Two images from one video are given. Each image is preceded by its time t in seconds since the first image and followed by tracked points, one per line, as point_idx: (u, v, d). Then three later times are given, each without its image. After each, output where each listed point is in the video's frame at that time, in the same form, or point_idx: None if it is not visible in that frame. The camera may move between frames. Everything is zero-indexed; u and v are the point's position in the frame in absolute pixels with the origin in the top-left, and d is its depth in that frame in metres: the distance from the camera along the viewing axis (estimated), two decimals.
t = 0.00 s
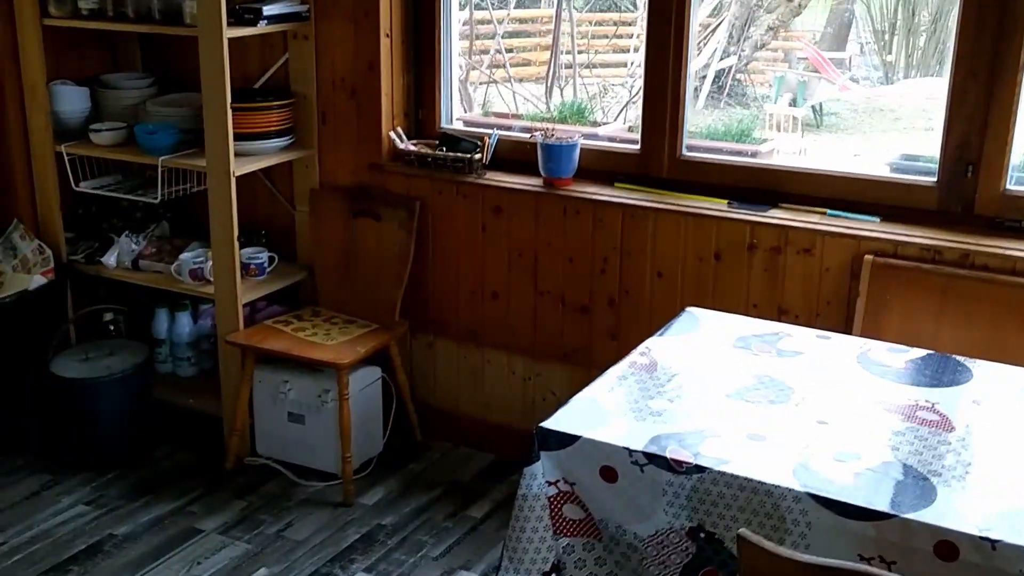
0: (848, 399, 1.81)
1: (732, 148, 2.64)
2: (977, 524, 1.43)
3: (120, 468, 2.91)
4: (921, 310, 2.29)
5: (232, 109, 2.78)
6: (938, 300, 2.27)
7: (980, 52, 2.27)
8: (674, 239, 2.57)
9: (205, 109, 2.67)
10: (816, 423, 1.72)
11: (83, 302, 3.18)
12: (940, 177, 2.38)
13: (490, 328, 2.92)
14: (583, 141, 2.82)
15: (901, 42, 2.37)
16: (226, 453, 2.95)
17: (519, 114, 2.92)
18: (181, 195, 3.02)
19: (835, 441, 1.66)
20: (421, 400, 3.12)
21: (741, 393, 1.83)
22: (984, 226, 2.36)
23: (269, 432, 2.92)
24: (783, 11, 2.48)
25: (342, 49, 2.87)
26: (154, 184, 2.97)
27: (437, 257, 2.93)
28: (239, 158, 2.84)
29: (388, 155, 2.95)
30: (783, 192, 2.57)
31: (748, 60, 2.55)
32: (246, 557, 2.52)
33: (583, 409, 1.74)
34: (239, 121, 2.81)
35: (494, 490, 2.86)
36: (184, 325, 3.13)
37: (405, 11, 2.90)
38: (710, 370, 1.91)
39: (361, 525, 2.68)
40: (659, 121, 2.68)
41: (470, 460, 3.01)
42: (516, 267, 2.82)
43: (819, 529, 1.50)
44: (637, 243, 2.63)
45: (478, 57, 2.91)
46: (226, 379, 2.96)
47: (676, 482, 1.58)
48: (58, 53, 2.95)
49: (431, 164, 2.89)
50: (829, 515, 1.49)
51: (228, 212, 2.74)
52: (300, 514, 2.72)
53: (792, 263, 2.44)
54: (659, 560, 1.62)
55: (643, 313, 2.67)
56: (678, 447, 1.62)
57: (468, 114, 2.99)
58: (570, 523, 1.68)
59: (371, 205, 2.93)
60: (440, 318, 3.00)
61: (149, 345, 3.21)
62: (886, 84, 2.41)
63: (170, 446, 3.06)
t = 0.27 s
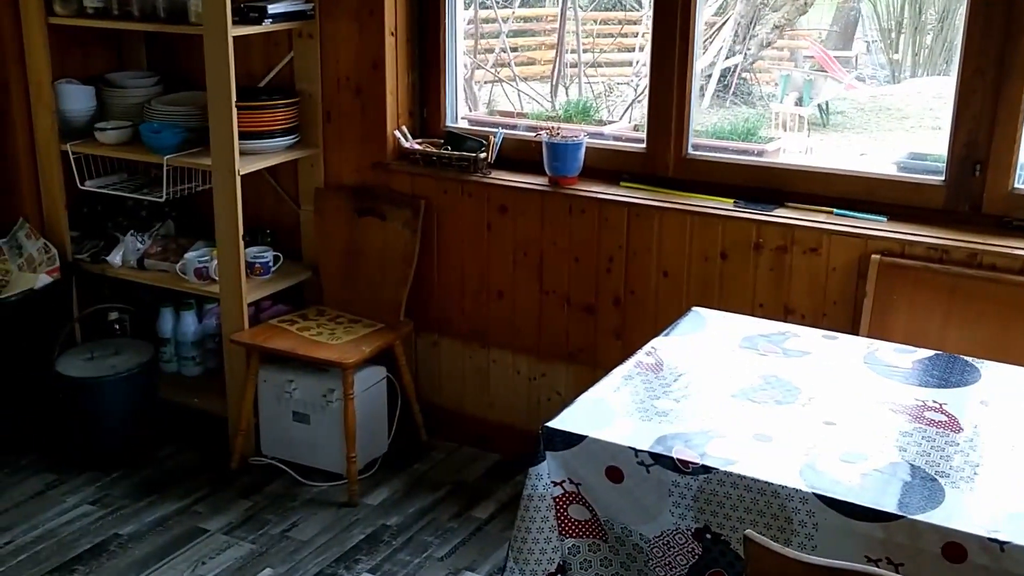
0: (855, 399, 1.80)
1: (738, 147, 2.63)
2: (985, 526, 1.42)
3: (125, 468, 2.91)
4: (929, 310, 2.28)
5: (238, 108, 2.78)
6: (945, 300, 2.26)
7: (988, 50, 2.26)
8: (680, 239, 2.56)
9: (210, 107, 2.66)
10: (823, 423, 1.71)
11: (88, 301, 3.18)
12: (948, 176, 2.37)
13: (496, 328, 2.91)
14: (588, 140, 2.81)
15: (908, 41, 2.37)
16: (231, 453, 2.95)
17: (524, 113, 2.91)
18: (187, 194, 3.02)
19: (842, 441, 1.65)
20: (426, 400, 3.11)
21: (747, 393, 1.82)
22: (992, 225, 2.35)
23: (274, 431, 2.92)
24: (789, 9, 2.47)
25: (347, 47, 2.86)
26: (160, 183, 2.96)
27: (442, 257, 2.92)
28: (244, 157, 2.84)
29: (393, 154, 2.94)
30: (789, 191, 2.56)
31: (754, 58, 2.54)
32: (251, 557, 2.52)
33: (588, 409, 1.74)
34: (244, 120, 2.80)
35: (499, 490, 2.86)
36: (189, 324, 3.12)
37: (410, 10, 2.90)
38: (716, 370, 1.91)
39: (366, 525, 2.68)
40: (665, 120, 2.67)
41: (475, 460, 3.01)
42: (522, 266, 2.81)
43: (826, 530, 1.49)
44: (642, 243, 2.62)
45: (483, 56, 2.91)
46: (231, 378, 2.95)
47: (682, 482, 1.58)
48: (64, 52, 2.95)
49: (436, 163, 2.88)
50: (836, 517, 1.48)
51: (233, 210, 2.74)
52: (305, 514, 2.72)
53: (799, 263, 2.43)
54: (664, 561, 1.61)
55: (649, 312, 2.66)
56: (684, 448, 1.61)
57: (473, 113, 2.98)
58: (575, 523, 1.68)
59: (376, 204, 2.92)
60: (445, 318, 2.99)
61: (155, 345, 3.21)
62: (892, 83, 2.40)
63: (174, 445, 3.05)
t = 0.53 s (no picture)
0: (861, 401, 1.80)
1: (744, 147, 2.62)
2: (993, 529, 1.42)
3: (129, 468, 2.91)
4: (935, 311, 2.27)
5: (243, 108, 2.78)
6: (952, 301, 2.25)
7: (996, 50, 2.25)
8: (686, 239, 2.56)
9: (215, 107, 2.66)
10: (829, 425, 1.70)
11: (93, 300, 3.18)
12: (955, 176, 2.36)
13: (501, 328, 2.91)
14: (594, 140, 2.81)
15: (913, 40, 2.36)
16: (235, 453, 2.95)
17: (529, 112, 2.90)
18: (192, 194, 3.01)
19: (848, 443, 1.64)
20: (430, 400, 3.11)
21: (753, 394, 1.81)
22: (999, 226, 2.34)
23: (279, 432, 2.91)
24: (794, 8, 2.46)
25: (352, 47, 2.86)
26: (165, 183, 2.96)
27: (447, 257, 2.92)
28: (249, 157, 2.83)
29: (398, 154, 2.93)
30: (795, 191, 2.55)
31: (759, 57, 2.54)
32: (255, 558, 2.51)
33: (594, 410, 1.73)
34: (249, 120, 2.80)
35: (503, 491, 2.85)
36: (194, 324, 3.12)
37: (415, 9, 2.89)
38: (722, 372, 1.90)
39: (370, 526, 2.67)
40: (670, 120, 2.66)
41: (479, 461, 3.00)
42: (527, 267, 2.81)
43: (833, 533, 1.49)
44: (648, 243, 2.61)
45: (488, 55, 2.90)
46: (235, 379, 2.95)
47: (687, 484, 1.57)
48: (69, 51, 2.94)
49: (441, 163, 2.88)
50: (843, 520, 1.47)
51: (237, 210, 2.74)
52: (309, 515, 2.72)
53: (804, 264, 2.42)
54: (669, 564, 1.60)
55: (654, 313, 2.65)
56: (690, 450, 1.61)
57: (478, 113, 2.98)
58: (580, 526, 1.67)
59: (381, 204, 2.92)
60: (450, 318, 2.99)
61: (159, 345, 3.21)
62: (898, 82, 2.39)
63: (178, 446, 3.05)
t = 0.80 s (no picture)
0: (868, 404, 1.78)
1: (751, 148, 2.61)
2: (1002, 535, 1.40)
3: (134, 469, 2.91)
4: (942, 313, 2.26)
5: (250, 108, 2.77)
6: (958, 303, 2.24)
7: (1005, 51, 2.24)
8: (692, 241, 2.55)
9: (222, 107, 2.65)
10: (836, 429, 1.69)
11: (98, 301, 3.18)
12: (963, 178, 2.35)
13: (506, 330, 2.90)
14: (600, 141, 2.80)
15: (918, 40, 2.35)
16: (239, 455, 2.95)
17: (536, 113, 2.90)
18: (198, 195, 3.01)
19: (856, 447, 1.63)
20: (435, 402, 3.11)
21: (759, 398, 1.80)
22: (1007, 228, 2.32)
23: (284, 433, 2.91)
24: (799, 8, 2.46)
25: (359, 48, 2.85)
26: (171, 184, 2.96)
27: (453, 258, 2.91)
28: (255, 158, 2.83)
29: (404, 154, 2.93)
30: (802, 193, 2.54)
31: (764, 58, 2.53)
32: (259, 560, 2.51)
33: (599, 414, 1.72)
34: (256, 120, 2.79)
35: (507, 493, 2.85)
36: (199, 325, 3.12)
37: (422, 9, 2.89)
38: (728, 375, 1.89)
39: (374, 528, 2.67)
40: (678, 122, 2.64)
41: (484, 463, 3.00)
42: (532, 268, 2.80)
43: (840, 538, 1.47)
44: (654, 244, 2.60)
45: (495, 56, 2.90)
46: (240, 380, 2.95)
47: (694, 488, 1.56)
48: (76, 51, 2.94)
49: (447, 164, 2.87)
50: (851, 525, 1.46)
51: (243, 212, 2.73)
52: (313, 517, 2.72)
53: (810, 266, 2.41)
54: (676, 568, 1.59)
55: (660, 315, 2.64)
56: (697, 454, 1.60)
57: (484, 113, 2.97)
58: (586, 529, 1.67)
59: (387, 205, 2.91)
60: (455, 319, 2.98)
61: (165, 346, 3.21)
62: (903, 82, 2.38)
63: (183, 447, 3.05)
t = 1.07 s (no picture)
0: (878, 407, 1.77)
1: (761, 148, 2.59)
2: (1013, 540, 1.39)
3: (142, 469, 2.91)
4: (951, 315, 2.25)
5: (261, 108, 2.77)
6: (968, 305, 2.22)
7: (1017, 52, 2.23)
8: (701, 241, 2.54)
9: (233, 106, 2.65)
10: (846, 432, 1.68)
11: (107, 300, 3.18)
12: (975, 179, 2.33)
13: (514, 330, 2.89)
14: (610, 141, 2.78)
15: (925, 39, 2.34)
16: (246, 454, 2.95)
17: (545, 113, 2.89)
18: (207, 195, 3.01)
19: (865, 450, 1.62)
20: (442, 402, 3.10)
21: (768, 400, 1.79)
22: (1018, 229, 2.30)
23: (291, 433, 2.91)
24: (807, 7, 2.44)
25: (369, 47, 2.84)
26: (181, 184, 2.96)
27: (461, 258, 2.91)
28: (265, 157, 2.82)
29: (413, 154, 2.92)
30: (812, 193, 2.52)
31: (771, 58, 2.51)
32: (264, 560, 2.51)
33: (607, 416, 1.71)
34: (266, 120, 2.79)
35: (513, 494, 2.84)
36: (207, 325, 3.12)
37: (433, 8, 2.88)
38: (737, 377, 1.88)
39: (380, 529, 2.66)
40: (688, 121, 2.63)
41: (490, 463, 2.99)
42: (541, 269, 2.79)
43: (850, 542, 1.46)
44: (663, 245, 2.59)
45: (505, 55, 2.88)
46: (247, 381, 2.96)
47: (703, 492, 1.55)
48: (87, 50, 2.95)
49: (456, 163, 2.86)
50: (861, 529, 1.45)
51: (252, 211, 2.73)
52: (320, 517, 2.72)
53: (820, 266, 2.40)
54: (683, 572, 1.58)
55: (668, 315, 2.63)
56: (706, 457, 1.58)
57: (493, 113, 2.96)
58: (593, 532, 1.65)
59: (395, 205, 2.91)
60: (464, 320, 2.97)
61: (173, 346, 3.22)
62: (909, 81, 2.37)
63: (191, 446, 3.06)
